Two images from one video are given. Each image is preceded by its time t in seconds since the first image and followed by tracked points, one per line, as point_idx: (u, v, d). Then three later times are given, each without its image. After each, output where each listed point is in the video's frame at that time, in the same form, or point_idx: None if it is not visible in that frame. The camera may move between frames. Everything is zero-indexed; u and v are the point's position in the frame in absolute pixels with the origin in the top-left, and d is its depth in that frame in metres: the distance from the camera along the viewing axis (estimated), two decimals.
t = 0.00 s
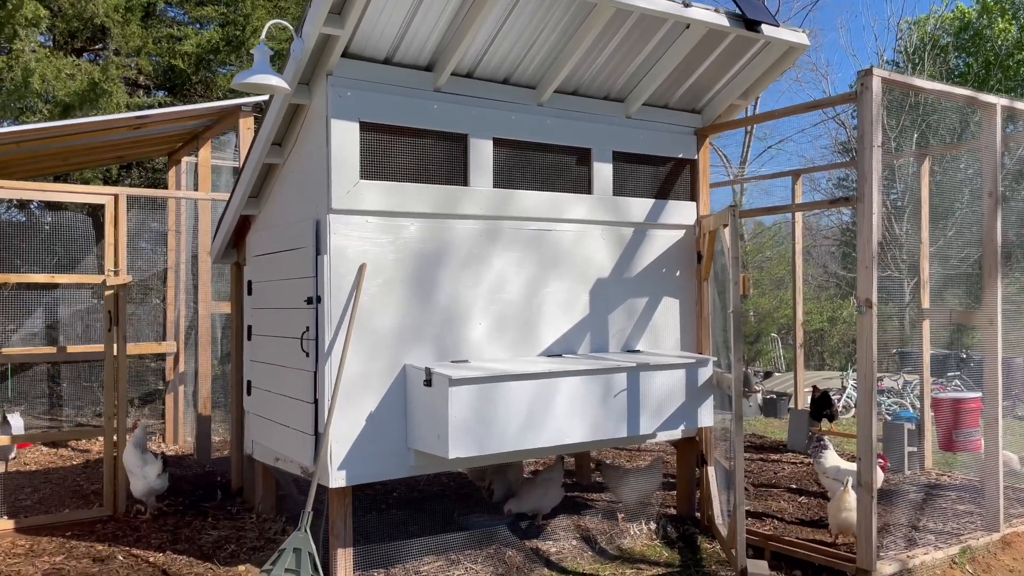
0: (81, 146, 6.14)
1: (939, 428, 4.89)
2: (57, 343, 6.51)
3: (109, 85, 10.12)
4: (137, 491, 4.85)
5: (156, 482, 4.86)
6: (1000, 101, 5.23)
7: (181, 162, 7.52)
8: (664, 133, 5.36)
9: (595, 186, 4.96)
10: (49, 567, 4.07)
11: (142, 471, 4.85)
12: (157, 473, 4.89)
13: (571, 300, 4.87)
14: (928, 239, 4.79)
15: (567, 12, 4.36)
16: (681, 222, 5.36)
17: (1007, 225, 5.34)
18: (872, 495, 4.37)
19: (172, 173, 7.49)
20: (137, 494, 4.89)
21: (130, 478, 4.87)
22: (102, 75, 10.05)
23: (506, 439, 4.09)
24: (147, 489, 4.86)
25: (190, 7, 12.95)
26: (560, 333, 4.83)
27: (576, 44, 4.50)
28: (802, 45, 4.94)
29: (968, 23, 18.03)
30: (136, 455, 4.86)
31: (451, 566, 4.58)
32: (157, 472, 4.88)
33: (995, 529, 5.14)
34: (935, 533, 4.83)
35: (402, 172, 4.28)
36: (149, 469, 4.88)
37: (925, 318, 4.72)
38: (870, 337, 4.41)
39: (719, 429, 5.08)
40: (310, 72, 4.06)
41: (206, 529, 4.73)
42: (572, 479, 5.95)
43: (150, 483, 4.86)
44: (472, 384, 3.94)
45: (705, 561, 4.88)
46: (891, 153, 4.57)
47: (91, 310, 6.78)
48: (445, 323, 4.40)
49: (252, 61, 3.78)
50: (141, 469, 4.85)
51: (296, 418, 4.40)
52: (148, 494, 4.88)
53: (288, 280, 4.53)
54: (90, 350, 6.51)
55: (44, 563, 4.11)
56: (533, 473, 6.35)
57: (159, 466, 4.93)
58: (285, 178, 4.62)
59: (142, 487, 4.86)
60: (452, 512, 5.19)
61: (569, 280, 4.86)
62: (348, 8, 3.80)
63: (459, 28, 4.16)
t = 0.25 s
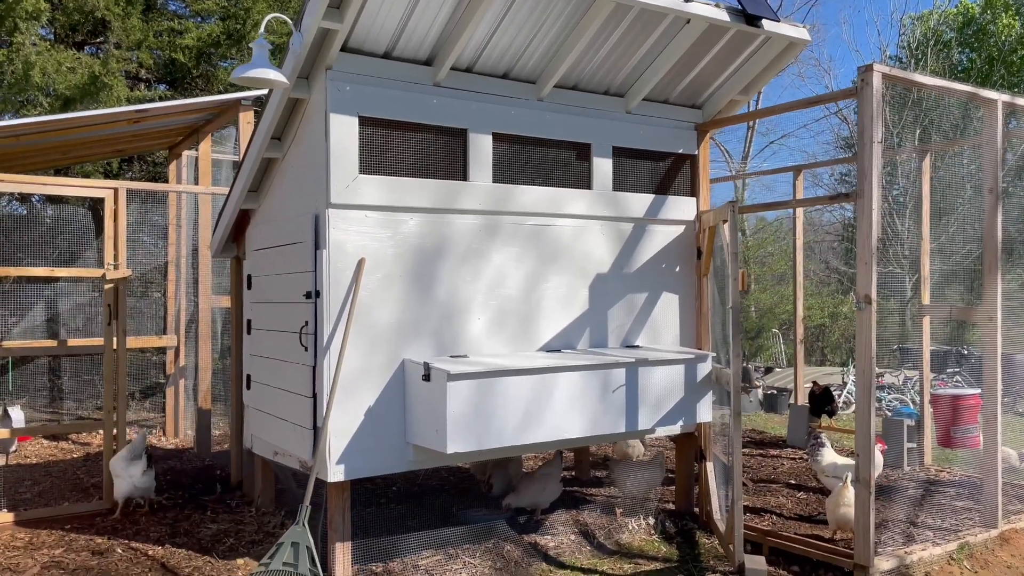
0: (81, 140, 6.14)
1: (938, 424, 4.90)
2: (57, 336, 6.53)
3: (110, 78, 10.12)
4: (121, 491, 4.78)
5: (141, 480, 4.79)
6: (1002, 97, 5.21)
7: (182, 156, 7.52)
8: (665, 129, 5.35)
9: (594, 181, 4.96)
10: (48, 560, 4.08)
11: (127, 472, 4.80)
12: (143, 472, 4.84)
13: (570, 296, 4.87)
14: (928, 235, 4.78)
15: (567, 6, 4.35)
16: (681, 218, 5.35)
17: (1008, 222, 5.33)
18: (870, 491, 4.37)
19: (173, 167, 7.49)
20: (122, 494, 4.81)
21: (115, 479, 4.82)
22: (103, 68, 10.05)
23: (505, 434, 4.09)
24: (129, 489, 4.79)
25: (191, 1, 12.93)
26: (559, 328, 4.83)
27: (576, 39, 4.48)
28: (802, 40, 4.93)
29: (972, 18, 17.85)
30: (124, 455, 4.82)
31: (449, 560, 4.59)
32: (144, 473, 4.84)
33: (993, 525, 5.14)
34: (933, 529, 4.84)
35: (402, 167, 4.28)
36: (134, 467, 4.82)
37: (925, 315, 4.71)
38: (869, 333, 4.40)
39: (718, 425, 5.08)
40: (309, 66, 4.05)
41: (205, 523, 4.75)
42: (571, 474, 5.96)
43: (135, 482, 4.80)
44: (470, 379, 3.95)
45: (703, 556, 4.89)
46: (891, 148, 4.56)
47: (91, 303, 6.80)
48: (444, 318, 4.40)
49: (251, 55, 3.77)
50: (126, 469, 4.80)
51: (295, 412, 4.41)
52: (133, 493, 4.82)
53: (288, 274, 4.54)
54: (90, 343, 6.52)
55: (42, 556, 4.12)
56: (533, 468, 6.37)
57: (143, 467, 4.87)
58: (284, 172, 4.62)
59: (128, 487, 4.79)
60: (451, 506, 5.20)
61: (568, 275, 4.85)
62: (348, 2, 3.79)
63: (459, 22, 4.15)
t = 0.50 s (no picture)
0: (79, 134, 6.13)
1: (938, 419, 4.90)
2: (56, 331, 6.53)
3: (108, 72, 10.10)
4: (121, 492, 4.79)
5: (140, 483, 4.80)
6: (1002, 92, 5.20)
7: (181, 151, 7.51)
8: (664, 123, 5.34)
9: (594, 176, 4.95)
10: (48, 553, 4.09)
11: (126, 473, 4.81)
12: (142, 474, 4.84)
13: (569, 291, 4.87)
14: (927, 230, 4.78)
15: None
16: (680, 213, 5.35)
17: (1008, 217, 5.33)
18: (868, 486, 4.37)
19: (172, 162, 7.48)
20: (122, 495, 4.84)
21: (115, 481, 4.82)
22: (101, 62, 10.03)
23: (503, 429, 4.09)
24: (131, 492, 4.81)
25: None
26: (558, 323, 4.83)
27: (575, 33, 4.47)
28: (802, 35, 4.91)
29: (973, 12, 17.85)
30: (121, 457, 4.80)
31: (448, 554, 4.59)
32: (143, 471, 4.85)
33: (992, 520, 5.15)
34: (932, 523, 4.84)
35: (400, 161, 4.28)
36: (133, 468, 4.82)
37: (925, 309, 4.71)
38: (868, 328, 4.40)
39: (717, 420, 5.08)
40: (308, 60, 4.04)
41: (204, 517, 4.76)
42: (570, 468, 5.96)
43: (135, 484, 4.80)
44: (469, 374, 3.95)
45: (701, 550, 4.90)
46: (891, 143, 4.55)
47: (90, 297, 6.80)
48: (443, 313, 4.40)
49: (249, 49, 3.77)
50: (125, 471, 4.80)
51: (294, 407, 4.41)
52: (133, 494, 4.83)
53: (286, 269, 4.53)
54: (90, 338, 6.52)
55: (42, 550, 4.12)
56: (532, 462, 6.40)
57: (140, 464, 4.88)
58: (283, 166, 4.61)
59: (127, 488, 4.80)
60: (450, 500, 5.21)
61: (567, 270, 4.85)
62: None
63: (457, 16, 4.14)
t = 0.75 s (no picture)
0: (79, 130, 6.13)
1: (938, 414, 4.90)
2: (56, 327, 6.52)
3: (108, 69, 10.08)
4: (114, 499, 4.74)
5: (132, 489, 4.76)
6: (1002, 87, 5.19)
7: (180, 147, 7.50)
8: (664, 119, 5.34)
9: (594, 171, 4.94)
10: (48, 549, 4.09)
11: (119, 479, 4.77)
12: (132, 481, 4.80)
13: (569, 287, 4.87)
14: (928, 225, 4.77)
15: None
16: (680, 209, 5.34)
17: (1008, 213, 5.33)
18: (869, 481, 4.37)
19: (171, 158, 7.47)
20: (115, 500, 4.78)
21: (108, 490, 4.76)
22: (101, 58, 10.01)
23: (503, 425, 4.09)
24: (126, 500, 4.76)
25: None
26: (559, 319, 4.83)
27: (575, 28, 4.46)
28: (803, 31, 4.91)
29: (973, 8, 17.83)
30: (112, 465, 4.75)
31: (449, 550, 4.60)
32: (134, 474, 4.84)
33: (992, 515, 5.15)
34: (932, 519, 4.85)
35: (400, 157, 4.27)
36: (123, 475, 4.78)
37: (925, 305, 4.71)
38: (868, 324, 4.40)
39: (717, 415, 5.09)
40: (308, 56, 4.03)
41: (204, 513, 4.76)
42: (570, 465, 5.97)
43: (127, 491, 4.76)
44: (469, 370, 3.95)
45: (702, 546, 4.90)
46: (891, 139, 4.54)
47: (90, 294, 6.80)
48: (443, 309, 4.40)
49: (249, 45, 3.76)
50: (118, 479, 4.75)
51: (294, 403, 4.41)
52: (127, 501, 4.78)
53: (286, 265, 4.53)
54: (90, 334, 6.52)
55: (42, 546, 4.13)
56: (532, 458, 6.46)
57: (130, 469, 4.85)
58: (283, 162, 4.61)
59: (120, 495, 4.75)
60: (450, 496, 5.21)
61: (567, 266, 4.85)
62: None
63: (457, 11, 4.13)
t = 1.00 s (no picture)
0: (80, 128, 6.14)
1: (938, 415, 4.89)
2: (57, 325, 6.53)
3: (108, 66, 10.08)
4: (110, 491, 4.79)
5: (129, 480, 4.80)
6: (1004, 85, 5.18)
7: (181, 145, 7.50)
8: (665, 117, 5.33)
9: (595, 169, 4.93)
10: (50, 547, 4.10)
11: (115, 472, 4.79)
12: (131, 472, 4.84)
13: (571, 285, 4.86)
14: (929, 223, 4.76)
15: None
16: (681, 207, 5.34)
17: (1010, 211, 5.31)
18: (870, 479, 4.37)
19: (172, 156, 7.47)
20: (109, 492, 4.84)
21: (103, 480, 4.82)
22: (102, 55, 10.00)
23: (505, 423, 4.09)
24: (123, 492, 4.82)
25: None
26: (560, 317, 4.82)
27: (576, 26, 4.46)
28: (804, 28, 4.90)
29: (974, 6, 17.74)
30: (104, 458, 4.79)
31: (450, 548, 4.59)
32: (131, 466, 4.87)
33: (993, 513, 5.15)
34: (933, 516, 4.84)
35: (401, 154, 4.27)
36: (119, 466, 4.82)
37: (926, 303, 4.71)
38: (869, 322, 4.39)
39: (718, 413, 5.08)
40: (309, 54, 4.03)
41: (206, 511, 4.76)
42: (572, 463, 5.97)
43: (123, 482, 4.80)
44: (471, 368, 3.94)
45: (703, 544, 4.90)
46: (893, 137, 4.54)
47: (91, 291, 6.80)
48: (445, 307, 4.40)
49: (250, 42, 3.75)
50: (113, 469, 4.79)
51: (296, 400, 4.41)
52: (123, 492, 4.84)
53: (287, 262, 4.53)
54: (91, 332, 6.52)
55: (44, 544, 4.13)
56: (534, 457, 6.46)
57: (124, 458, 4.88)
58: (284, 160, 4.60)
59: (116, 486, 4.80)
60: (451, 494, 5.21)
61: (569, 264, 4.84)
62: None
63: (459, 9, 4.13)
